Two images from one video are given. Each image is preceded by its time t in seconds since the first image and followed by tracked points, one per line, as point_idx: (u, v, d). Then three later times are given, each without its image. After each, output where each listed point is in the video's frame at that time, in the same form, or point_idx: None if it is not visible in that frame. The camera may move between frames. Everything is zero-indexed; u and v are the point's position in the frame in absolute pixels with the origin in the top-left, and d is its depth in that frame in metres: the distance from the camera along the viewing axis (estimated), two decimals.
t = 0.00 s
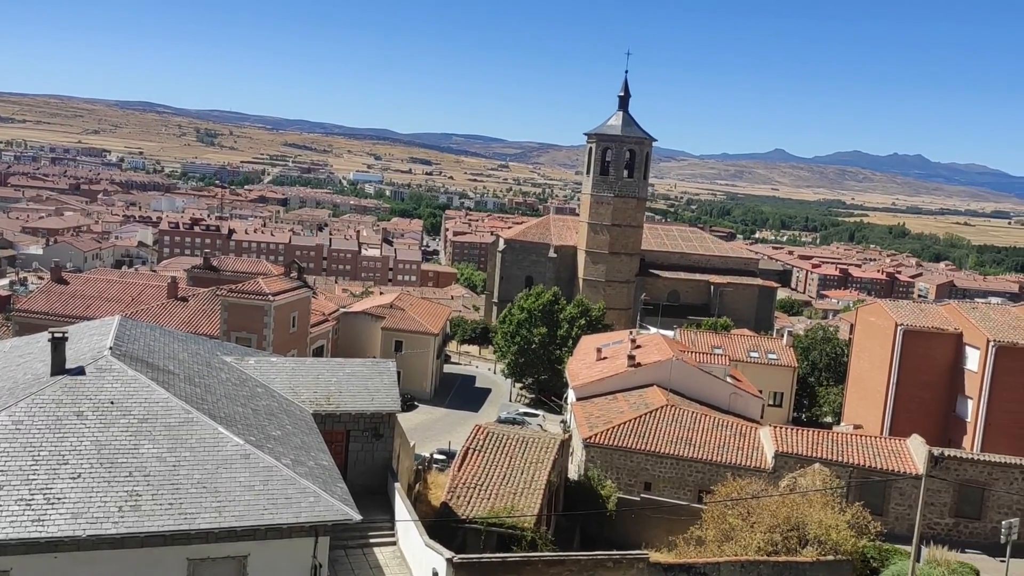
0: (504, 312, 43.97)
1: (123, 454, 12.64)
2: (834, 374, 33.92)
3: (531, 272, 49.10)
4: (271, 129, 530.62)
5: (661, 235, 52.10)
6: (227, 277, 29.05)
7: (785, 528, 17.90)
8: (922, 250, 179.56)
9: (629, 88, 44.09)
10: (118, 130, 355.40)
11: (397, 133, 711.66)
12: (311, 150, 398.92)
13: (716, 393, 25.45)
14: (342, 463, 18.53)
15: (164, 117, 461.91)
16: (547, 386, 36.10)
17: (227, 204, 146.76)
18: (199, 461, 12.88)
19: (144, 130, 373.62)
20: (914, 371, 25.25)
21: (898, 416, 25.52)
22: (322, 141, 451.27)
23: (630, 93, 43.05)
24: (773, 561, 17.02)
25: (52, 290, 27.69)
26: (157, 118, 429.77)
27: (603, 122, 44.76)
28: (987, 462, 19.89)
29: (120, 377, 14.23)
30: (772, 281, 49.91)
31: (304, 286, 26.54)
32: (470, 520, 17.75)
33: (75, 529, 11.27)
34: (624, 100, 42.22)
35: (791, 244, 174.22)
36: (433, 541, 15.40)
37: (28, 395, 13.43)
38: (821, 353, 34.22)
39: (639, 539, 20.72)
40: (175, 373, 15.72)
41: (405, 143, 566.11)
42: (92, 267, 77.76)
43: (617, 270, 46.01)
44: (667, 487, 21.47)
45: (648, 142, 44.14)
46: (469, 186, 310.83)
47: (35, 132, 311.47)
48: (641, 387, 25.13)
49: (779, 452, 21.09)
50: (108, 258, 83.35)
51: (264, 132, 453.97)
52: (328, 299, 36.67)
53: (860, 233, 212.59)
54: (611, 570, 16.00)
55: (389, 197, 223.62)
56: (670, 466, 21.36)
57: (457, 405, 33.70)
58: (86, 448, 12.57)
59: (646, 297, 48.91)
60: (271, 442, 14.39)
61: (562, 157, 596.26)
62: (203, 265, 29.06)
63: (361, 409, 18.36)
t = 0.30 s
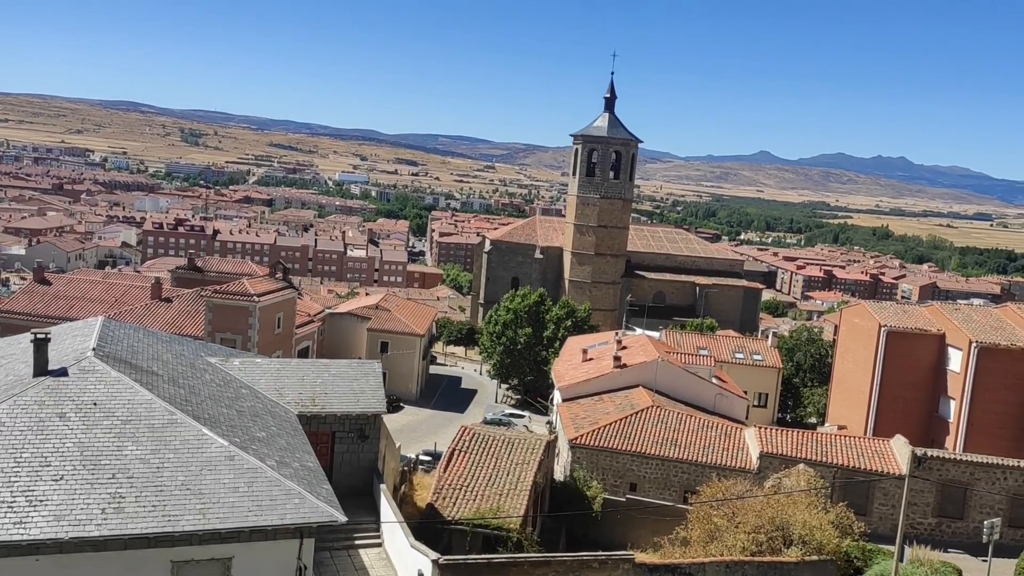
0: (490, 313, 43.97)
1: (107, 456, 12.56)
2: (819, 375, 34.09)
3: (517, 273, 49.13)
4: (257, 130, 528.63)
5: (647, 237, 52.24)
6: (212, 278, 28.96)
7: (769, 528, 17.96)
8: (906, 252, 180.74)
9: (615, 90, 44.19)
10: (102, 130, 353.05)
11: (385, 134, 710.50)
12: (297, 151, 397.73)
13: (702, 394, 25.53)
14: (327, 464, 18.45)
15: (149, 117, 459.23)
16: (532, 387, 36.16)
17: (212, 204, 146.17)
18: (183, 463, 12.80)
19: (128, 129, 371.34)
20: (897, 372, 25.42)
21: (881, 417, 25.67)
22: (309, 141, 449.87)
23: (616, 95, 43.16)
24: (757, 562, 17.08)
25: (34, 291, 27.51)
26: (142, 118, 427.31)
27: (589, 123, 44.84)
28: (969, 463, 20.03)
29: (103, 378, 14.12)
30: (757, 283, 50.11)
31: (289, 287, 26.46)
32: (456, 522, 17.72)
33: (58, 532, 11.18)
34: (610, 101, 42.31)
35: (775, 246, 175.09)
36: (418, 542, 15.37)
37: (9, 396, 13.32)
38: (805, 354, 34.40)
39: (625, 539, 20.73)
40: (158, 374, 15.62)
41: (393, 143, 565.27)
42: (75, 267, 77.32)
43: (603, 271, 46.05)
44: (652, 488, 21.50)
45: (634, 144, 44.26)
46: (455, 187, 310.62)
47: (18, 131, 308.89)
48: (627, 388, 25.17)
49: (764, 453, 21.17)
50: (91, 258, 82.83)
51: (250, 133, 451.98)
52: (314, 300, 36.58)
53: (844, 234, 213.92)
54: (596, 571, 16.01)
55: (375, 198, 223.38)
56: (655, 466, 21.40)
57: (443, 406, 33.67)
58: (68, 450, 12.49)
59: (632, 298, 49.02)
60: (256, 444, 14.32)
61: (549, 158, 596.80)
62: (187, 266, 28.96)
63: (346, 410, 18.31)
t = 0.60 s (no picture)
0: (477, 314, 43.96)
1: (91, 458, 12.47)
2: (804, 376, 34.26)
3: (504, 274, 49.14)
4: (244, 130, 526.54)
5: (634, 238, 52.35)
6: (198, 279, 28.83)
7: (756, 529, 18.00)
8: (891, 254, 181.84)
9: (602, 91, 44.27)
10: (87, 130, 350.60)
11: (372, 134, 708.68)
12: (283, 151, 396.29)
13: (688, 395, 25.61)
14: (313, 466, 18.37)
15: (135, 116, 456.34)
16: (520, 388, 36.18)
17: (197, 204, 145.44)
18: (168, 464, 12.73)
19: (113, 129, 368.81)
20: (881, 373, 25.57)
21: (866, 418, 25.80)
22: (295, 142, 448.19)
23: (603, 97, 43.24)
24: (743, 562, 17.12)
25: (17, 291, 27.32)
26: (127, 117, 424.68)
27: (576, 124, 44.90)
28: (953, 463, 20.17)
29: (88, 379, 14.01)
30: (743, 284, 50.31)
31: (275, 288, 26.37)
32: (443, 523, 17.68)
33: (41, 533, 11.10)
34: (598, 103, 42.39)
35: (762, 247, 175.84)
36: (405, 543, 15.31)
37: None
38: (791, 355, 34.56)
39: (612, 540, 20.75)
40: (143, 375, 15.52)
41: (380, 144, 564.08)
42: (59, 268, 76.78)
43: (590, 272, 46.08)
44: (639, 488, 21.53)
45: (621, 145, 44.38)
46: (443, 188, 310.33)
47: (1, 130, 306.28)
48: (613, 389, 25.21)
49: (750, 453, 21.25)
50: (75, 258, 82.27)
51: (236, 133, 449.75)
52: (300, 301, 36.48)
53: (830, 236, 215.05)
54: (583, 571, 16.00)
55: (362, 199, 222.86)
56: (642, 467, 21.42)
57: (430, 407, 33.62)
58: (52, 452, 12.39)
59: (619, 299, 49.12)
60: (241, 446, 14.24)
61: (537, 159, 597.10)
62: (173, 266, 28.83)
63: (333, 411, 18.25)
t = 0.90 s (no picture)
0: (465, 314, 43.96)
1: (76, 459, 12.40)
2: (791, 377, 34.40)
3: (492, 274, 49.15)
4: (232, 130, 524.78)
5: (622, 239, 52.48)
6: (185, 280, 28.71)
7: (743, 528, 18.05)
8: (877, 255, 182.92)
9: (590, 93, 44.37)
10: (73, 130, 348.45)
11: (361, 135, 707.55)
12: (272, 151, 395.05)
13: (676, 395, 25.68)
14: (300, 467, 18.29)
15: (122, 116, 454.05)
16: (507, 389, 36.19)
17: (184, 205, 144.82)
18: (154, 466, 12.67)
19: (99, 129, 366.63)
20: (867, 373, 25.72)
21: (852, 418, 25.93)
22: (283, 142, 446.81)
23: (591, 98, 43.34)
24: (730, 561, 17.17)
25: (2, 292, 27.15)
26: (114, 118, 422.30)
27: (564, 125, 44.97)
28: (938, 463, 20.29)
29: (73, 381, 13.92)
30: (730, 285, 50.49)
31: (262, 289, 26.28)
32: (430, 525, 17.64)
33: (26, 536, 11.02)
34: (586, 104, 42.47)
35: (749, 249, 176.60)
36: (392, 544, 15.25)
37: None
38: (778, 356, 34.70)
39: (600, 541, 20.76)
40: (129, 376, 15.45)
41: (369, 145, 562.99)
42: (44, 268, 76.31)
43: (578, 273, 46.13)
44: (627, 489, 21.56)
45: (608, 146, 44.49)
46: (431, 189, 310.17)
47: None
48: (601, 390, 25.24)
49: (737, 454, 21.30)
50: (60, 259, 81.78)
51: (223, 133, 447.70)
52: (288, 302, 36.38)
53: (816, 238, 216.23)
54: (571, 572, 16.00)
55: (350, 199, 222.43)
56: (630, 468, 21.46)
57: (418, 408, 33.57)
58: (37, 453, 12.31)
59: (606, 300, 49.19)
60: (227, 447, 14.19)
61: (527, 160, 597.65)
62: (159, 267, 28.69)
63: (320, 412, 18.20)
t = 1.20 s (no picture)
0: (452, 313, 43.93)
1: (59, 460, 12.30)
2: (776, 375, 34.55)
3: (479, 273, 49.11)
4: (218, 128, 522.06)
5: (608, 238, 52.57)
6: (169, 278, 28.54)
7: (729, 526, 18.11)
8: (861, 254, 184.01)
9: (577, 92, 44.41)
10: (56, 127, 345.64)
11: (348, 134, 705.24)
12: (258, 149, 393.17)
13: (663, 394, 25.76)
14: (286, 466, 18.22)
15: (106, 114, 450.80)
16: (494, 388, 36.21)
17: (169, 203, 143.96)
18: (139, 466, 12.59)
19: (82, 127, 363.54)
20: (852, 372, 25.87)
21: (837, 416, 26.07)
22: (270, 140, 444.83)
23: (577, 97, 43.39)
24: (716, 559, 17.23)
25: None
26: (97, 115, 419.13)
27: (551, 124, 44.99)
28: (922, 461, 20.44)
29: (56, 380, 13.80)
30: (716, 284, 50.66)
31: (247, 287, 26.17)
32: (417, 524, 17.62)
33: (8, 536, 10.93)
34: (572, 103, 42.51)
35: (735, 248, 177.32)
36: (379, 544, 15.21)
37: None
38: (763, 355, 34.85)
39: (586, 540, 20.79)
40: (113, 376, 15.34)
41: (355, 143, 561.28)
42: (26, 267, 75.68)
43: (565, 272, 46.16)
44: (613, 487, 21.60)
45: (595, 146, 44.54)
46: (418, 188, 309.55)
47: None
48: (588, 389, 25.28)
49: (723, 452, 21.38)
50: (43, 257, 81.05)
51: (207, 131, 445.02)
52: (273, 301, 36.22)
53: (802, 237, 217.20)
54: (557, 571, 15.99)
55: (336, 198, 221.71)
56: (616, 467, 21.50)
57: (404, 407, 33.51)
58: (20, 453, 12.22)
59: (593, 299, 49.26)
60: (212, 447, 14.12)
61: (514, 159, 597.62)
62: (143, 266, 28.52)
63: (306, 411, 18.12)
